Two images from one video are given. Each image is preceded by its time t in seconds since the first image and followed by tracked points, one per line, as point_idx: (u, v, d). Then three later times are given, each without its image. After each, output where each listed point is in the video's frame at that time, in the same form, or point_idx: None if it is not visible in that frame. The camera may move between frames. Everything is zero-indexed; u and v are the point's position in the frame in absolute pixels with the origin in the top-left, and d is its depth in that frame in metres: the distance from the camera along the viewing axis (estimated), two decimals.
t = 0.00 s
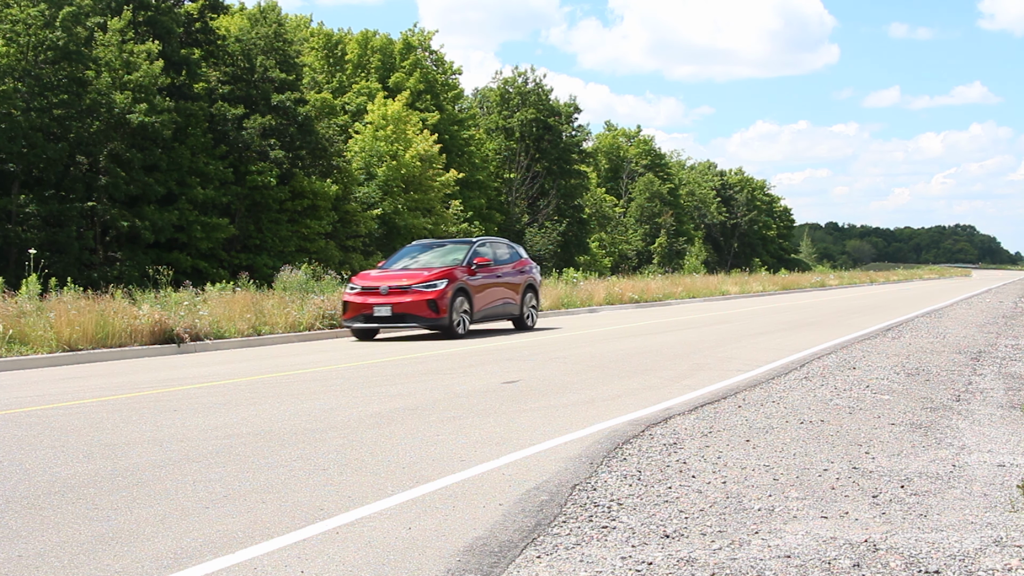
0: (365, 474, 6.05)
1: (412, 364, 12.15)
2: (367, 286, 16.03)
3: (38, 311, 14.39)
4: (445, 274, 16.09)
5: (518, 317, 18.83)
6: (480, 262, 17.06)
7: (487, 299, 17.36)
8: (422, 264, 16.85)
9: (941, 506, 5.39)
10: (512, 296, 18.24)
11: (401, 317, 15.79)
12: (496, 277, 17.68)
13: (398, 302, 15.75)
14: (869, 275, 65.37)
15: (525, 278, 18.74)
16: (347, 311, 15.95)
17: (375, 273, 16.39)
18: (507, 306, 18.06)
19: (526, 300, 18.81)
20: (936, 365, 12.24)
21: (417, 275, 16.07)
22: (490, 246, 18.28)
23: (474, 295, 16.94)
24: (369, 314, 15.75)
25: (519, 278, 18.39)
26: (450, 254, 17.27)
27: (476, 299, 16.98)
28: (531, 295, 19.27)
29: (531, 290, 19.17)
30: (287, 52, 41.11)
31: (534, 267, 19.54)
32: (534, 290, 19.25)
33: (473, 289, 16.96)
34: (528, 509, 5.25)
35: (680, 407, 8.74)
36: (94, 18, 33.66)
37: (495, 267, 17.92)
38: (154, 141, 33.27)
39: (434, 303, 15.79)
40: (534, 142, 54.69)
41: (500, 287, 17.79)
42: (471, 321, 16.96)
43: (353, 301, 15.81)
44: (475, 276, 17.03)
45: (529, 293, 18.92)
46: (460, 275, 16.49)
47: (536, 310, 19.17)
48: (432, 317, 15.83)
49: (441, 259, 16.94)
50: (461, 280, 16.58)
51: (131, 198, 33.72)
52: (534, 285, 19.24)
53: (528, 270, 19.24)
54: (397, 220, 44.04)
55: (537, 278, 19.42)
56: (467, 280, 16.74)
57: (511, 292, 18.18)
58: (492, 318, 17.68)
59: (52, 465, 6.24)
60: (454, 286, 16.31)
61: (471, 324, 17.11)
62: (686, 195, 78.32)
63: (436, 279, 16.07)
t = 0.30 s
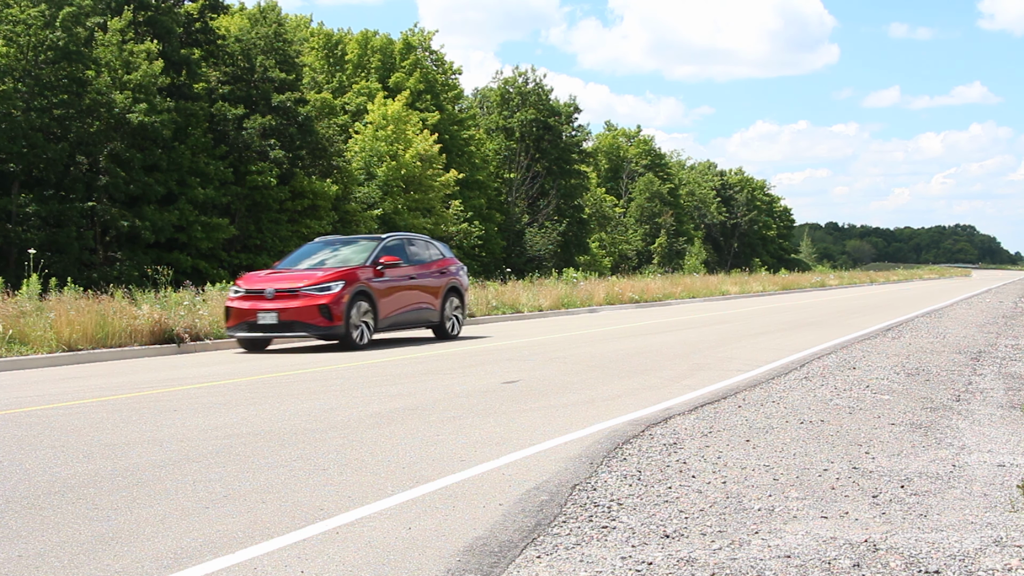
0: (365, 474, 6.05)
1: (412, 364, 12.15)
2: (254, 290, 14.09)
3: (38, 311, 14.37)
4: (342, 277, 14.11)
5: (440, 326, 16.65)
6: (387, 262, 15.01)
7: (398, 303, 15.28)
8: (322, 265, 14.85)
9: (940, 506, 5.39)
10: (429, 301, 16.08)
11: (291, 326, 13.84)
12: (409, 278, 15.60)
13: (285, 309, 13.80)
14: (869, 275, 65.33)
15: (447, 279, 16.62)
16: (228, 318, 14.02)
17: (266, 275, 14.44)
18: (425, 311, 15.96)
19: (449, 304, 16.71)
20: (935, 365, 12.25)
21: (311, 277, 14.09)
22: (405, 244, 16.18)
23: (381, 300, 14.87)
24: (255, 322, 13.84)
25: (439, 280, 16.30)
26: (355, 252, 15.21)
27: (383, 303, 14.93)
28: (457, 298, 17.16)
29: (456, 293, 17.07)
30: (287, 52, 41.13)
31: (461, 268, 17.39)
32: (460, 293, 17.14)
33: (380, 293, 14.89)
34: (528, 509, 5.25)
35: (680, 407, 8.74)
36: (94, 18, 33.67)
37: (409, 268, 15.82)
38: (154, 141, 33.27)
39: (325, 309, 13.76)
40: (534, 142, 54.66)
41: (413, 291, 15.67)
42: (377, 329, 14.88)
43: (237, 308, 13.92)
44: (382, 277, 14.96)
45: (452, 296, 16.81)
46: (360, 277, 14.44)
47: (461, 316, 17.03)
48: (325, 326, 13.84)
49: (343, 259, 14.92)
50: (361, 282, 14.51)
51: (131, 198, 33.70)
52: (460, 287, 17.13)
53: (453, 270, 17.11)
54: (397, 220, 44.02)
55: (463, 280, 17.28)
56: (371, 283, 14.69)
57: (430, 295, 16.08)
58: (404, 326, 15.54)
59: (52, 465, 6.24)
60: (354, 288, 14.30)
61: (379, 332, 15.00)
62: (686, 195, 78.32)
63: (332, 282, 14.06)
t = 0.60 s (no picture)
0: (365, 474, 6.05)
1: (411, 364, 12.14)
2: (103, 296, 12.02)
3: (37, 311, 14.35)
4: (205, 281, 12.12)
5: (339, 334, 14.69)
6: (266, 261, 13.03)
7: (279, 308, 13.27)
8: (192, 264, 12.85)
9: (941, 506, 5.39)
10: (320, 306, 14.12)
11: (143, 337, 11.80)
12: (296, 279, 13.63)
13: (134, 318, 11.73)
14: (869, 275, 65.32)
15: (346, 282, 14.69)
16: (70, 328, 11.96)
17: (121, 277, 12.39)
18: (316, 318, 13.99)
19: (350, 309, 14.78)
20: (936, 365, 12.24)
21: (167, 280, 12.04)
22: (293, 241, 14.21)
23: (258, 308, 12.89)
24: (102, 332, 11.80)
25: (334, 282, 14.38)
26: (230, 250, 13.24)
27: (261, 309, 12.96)
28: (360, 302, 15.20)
29: (359, 296, 15.11)
30: (286, 52, 41.13)
31: (364, 268, 15.41)
32: (362, 296, 15.19)
33: (258, 299, 12.89)
34: (529, 509, 5.25)
35: (680, 407, 8.75)
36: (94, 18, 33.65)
37: (298, 269, 13.86)
38: (154, 141, 33.26)
39: (181, 317, 11.74)
40: (534, 142, 54.62)
41: (300, 295, 13.69)
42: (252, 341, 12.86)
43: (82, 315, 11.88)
44: (259, 280, 12.98)
45: (353, 300, 14.87)
46: (229, 279, 12.47)
47: (365, 323, 15.11)
48: (182, 336, 11.83)
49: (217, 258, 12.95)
50: (232, 285, 12.53)
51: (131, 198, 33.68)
52: (363, 290, 15.18)
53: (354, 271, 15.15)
54: (397, 220, 44.00)
55: (367, 282, 15.33)
56: (244, 287, 12.70)
57: (322, 299, 14.13)
58: (290, 335, 13.54)
59: (52, 465, 6.24)
60: (220, 293, 12.31)
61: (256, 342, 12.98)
62: (685, 195, 78.32)
63: (194, 287, 12.05)
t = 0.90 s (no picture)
0: (365, 474, 6.05)
1: (411, 364, 12.14)
2: None
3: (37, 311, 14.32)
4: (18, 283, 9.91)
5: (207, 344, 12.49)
6: (107, 259, 10.75)
7: (124, 317, 11.03)
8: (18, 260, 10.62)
9: (941, 506, 5.39)
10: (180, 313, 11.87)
11: None
12: (148, 281, 11.37)
13: None
14: (869, 275, 65.34)
15: (217, 284, 12.50)
16: None
17: None
18: (177, 325, 11.82)
19: (222, 316, 12.63)
20: (936, 365, 12.24)
21: None
22: (154, 236, 11.94)
23: (94, 316, 10.65)
24: None
25: (200, 285, 12.17)
26: (71, 244, 10.98)
27: (96, 318, 10.70)
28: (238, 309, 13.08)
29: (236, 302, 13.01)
30: (287, 52, 41.14)
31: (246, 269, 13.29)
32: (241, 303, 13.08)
33: (94, 305, 10.67)
34: (528, 509, 5.25)
35: (679, 407, 8.75)
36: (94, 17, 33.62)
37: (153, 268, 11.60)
38: (154, 141, 33.25)
39: None
40: (534, 142, 54.59)
41: (153, 300, 11.45)
42: (83, 355, 10.63)
43: None
44: (95, 283, 10.71)
45: (227, 306, 12.70)
46: (51, 281, 10.22)
47: (241, 333, 12.94)
48: None
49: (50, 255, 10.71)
50: (56, 288, 10.28)
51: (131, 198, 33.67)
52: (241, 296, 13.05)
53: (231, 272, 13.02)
54: (396, 220, 44.00)
55: (249, 286, 13.22)
56: (73, 291, 10.45)
57: (184, 305, 11.89)
58: (140, 348, 11.34)
59: (52, 465, 6.24)
60: (40, 299, 10.09)
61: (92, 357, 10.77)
62: (685, 195, 78.37)
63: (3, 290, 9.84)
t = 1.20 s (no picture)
0: (365, 474, 6.05)
1: (411, 364, 12.15)
2: None
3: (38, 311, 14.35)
4: None
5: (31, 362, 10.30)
6: None
7: None
8: None
9: (941, 506, 5.39)
10: None
11: None
12: None
13: None
14: (869, 275, 65.35)
15: (43, 287, 10.37)
16: None
17: None
18: None
19: (51, 324, 10.48)
20: (936, 365, 12.25)
21: None
22: None
23: None
24: None
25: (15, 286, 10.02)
26: None
27: None
28: (77, 317, 10.94)
29: (75, 309, 10.88)
30: (287, 52, 41.14)
31: (89, 270, 11.17)
32: (82, 309, 10.95)
33: None
34: (528, 509, 5.25)
35: (680, 407, 8.75)
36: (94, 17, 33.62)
37: None
38: (154, 141, 33.25)
39: None
40: (534, 142, 54.60)
41: None
42: None
43: None
44: None
45: (58, 312, 10.57)
46: None
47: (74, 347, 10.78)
48: None
49: None
50: None
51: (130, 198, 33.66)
52: (81, 301, 10.92)
53: (69, 271, 10.88)
54: (396, 220, 44.00)
55: (90, 292, 11.06)
56: None
57: None
58: None
59: (52, 465, 6.24)
60: None
61: None
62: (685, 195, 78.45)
63: None
